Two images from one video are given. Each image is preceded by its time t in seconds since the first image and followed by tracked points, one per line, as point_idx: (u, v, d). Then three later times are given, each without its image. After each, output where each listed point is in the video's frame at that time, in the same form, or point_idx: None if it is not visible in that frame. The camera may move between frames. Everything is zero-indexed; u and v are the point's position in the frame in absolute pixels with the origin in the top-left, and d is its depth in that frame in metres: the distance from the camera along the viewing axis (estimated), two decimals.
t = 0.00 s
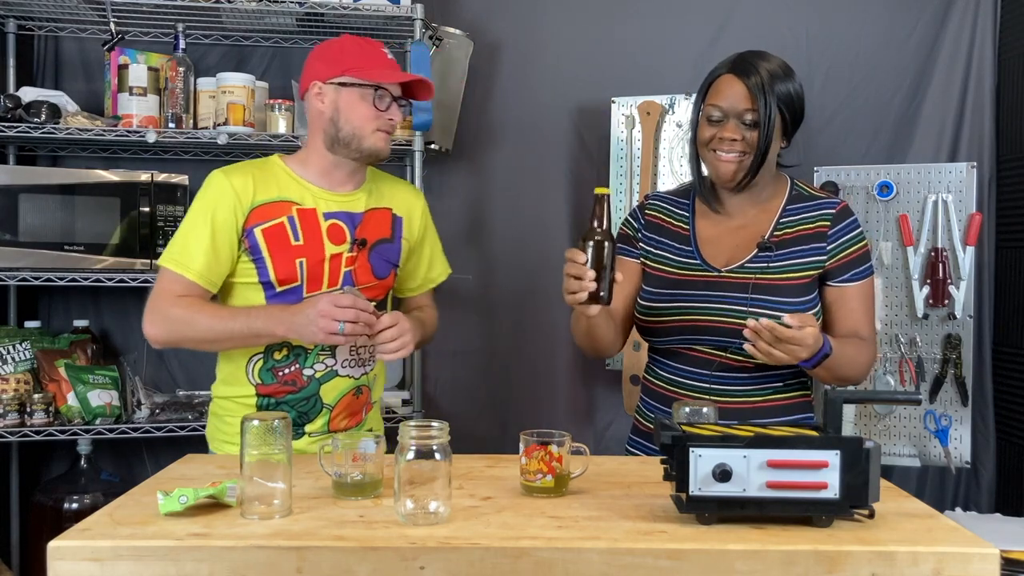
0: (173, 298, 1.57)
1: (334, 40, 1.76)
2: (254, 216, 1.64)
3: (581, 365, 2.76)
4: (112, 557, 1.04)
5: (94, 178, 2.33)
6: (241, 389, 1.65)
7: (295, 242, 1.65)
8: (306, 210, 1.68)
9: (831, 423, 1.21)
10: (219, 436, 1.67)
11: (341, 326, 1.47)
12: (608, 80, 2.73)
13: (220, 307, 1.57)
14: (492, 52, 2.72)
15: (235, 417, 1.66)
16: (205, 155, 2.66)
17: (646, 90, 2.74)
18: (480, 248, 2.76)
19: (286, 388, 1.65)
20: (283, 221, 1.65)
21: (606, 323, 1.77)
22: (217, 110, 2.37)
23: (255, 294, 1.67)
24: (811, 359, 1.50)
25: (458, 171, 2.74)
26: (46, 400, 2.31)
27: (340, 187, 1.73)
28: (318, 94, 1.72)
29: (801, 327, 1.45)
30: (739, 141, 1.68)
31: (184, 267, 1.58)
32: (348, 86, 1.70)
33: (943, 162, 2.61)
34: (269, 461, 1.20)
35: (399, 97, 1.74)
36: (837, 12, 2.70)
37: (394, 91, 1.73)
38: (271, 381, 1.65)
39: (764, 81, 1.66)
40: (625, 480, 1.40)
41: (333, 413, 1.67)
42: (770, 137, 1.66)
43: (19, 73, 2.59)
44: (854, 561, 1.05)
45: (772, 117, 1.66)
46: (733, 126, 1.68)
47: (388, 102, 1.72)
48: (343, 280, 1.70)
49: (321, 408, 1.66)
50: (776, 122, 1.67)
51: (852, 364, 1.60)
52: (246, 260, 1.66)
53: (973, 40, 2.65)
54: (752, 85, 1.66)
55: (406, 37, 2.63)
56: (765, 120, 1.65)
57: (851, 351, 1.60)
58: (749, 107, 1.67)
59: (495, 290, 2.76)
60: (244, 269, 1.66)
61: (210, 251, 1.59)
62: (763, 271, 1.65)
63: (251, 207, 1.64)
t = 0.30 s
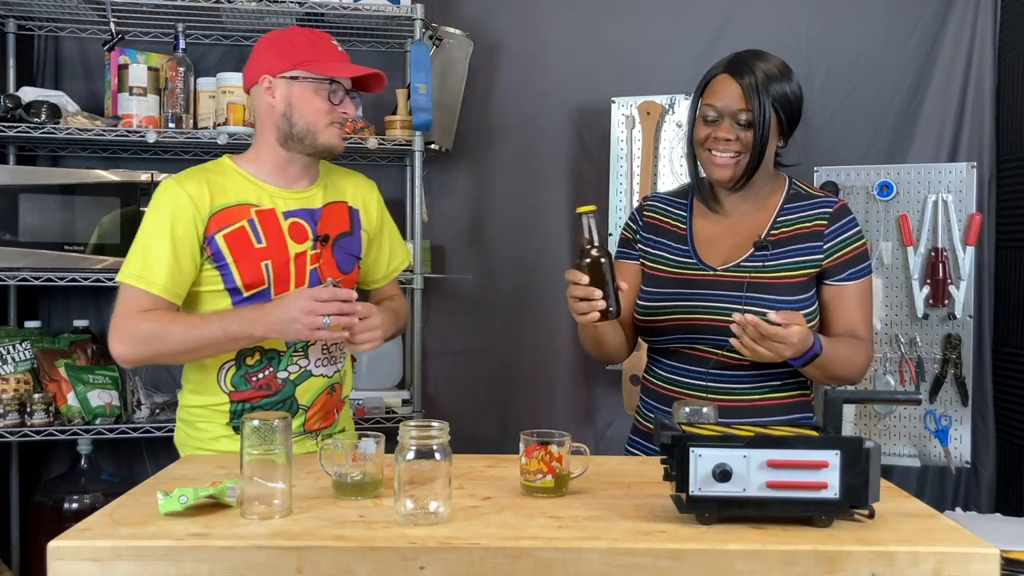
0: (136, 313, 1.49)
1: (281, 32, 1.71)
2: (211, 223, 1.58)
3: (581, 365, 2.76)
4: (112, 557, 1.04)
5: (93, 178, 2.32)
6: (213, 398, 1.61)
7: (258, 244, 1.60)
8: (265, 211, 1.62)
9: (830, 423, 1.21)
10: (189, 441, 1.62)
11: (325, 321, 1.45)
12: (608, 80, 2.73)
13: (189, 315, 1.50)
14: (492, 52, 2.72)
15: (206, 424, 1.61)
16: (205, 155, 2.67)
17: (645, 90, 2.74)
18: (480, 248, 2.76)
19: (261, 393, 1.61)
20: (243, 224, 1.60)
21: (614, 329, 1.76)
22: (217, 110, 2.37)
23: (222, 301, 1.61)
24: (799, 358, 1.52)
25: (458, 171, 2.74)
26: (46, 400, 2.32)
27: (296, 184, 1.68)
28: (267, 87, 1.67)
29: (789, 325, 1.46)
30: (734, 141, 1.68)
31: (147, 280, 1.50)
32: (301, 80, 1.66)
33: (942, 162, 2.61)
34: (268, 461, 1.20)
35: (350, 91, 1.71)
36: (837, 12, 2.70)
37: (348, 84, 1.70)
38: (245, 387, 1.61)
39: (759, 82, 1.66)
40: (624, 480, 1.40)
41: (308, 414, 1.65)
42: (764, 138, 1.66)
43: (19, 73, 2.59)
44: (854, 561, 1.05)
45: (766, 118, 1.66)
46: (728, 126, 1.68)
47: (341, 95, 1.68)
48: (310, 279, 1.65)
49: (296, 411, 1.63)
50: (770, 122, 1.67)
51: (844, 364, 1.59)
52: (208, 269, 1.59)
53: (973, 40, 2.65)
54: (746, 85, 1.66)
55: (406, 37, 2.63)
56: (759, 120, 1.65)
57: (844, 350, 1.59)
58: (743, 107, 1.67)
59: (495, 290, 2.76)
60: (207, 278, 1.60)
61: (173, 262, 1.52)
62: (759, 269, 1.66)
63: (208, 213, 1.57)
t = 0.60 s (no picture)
0: (109, 323, 1.50)
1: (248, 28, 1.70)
2: (180, 226, 1.58)
3: (582, 366, 2.76)
4: (112, 557, 1.04)
5: (94, 178, 2.33)
6: (193, 402, 1.61)
7: (228, 246, 1.60)
8: (234, 211, 1.62)
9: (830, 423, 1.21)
10: (174, 444, 1.63)
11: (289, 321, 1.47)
12: (608, 80, 2.73)
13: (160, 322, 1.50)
14: (492, 52, 2.72)
15: (188, 427, 1.61)
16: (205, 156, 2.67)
17: (645, 90, 2.74)
18: (481, 248, 2.76)
19: (240, 395, 1.61)
20: (212, 227, 1.60)
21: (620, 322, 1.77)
22: (217, 110, 2.37)
23: (194, 303, 1.61)
24: (795, 355, 1.52)
25: (459, 171, 2.74)
26: (46, 400, 2.32)
27: (265, 183, 1.68)
28: (236, 86, 1.66)
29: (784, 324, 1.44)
30: (729, 140, 1.68)
31: (116, 290, 1.51)
32: (270, 78, 1.65)
33: (942, 162, 2.61)
34: (268, 461, 1.20)
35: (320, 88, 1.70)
36: (837, 12, 2.70)
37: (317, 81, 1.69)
38: (224, 390, 1.61)
39: (753, 82, 1.66)
40: (624, 480, 1.40)
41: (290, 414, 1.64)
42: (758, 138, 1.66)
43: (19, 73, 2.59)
44: (854, 561, 1.05)
45: (760, 118, 1.65)
46: (723, 126, 1.68)
47: (310, 92, 1.68)
48: (283, 277, 1.65)
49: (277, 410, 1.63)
50: (765, 121, 1.66)
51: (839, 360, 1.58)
52: (179, 273, 1.60)
53: (973, 39, 2.65)
54: (740, 85, 1.66)
55: (406, 37, 2.63)
56: (753, 120, 1.65)
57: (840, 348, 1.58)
58: (739, 106, 1.66)
59: (495, 290, 2.76)
60: (178, 282, 1.60)
61: (142, 270, 1.52)
62: (759, 263, 1.65)
63: (176, 218, 1.57)
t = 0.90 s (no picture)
0: (94, 326, 1.50)
1: (231, 28, 1.70)
2: (164, 228, 1.58)
3: (582, 366, 2.76)
4: (111, 557, 1.04)
5: (93, 178, 2.32)
6: (184, 403, 1.61)
7: (213, 247, 1.60)
8: (218, 212, 1.62)
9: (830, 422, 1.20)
10: (167, 445, 1.64)
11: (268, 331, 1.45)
12: (608, 80, 2.73)
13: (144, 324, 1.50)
14: (491, 52, 2.72)
15: (180, 428, 1.62)
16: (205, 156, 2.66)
17: (645, 90, 2.74)
18: (481, 248, 2.76)
19: (231, 395, 1.62)
20: (196, 228, 1.60)
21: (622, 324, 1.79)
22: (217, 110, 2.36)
23: (181, 305, 1.62)
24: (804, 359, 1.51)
25: (459, 171, 2.74)
26: (46, 400, 2.32)
27: (251, 183, 1.69)
28: (222, 85, 1.66)
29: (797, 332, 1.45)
30: (721, 143, 1.67)
31: (100, 293, 1.51)
32: (256, 77, 1.65)
33: (942, 162, 2.61)
34: (268, 461, 1.20)
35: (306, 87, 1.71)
36: (837, 12, 2.70)
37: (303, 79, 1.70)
38: (215, 391, 1.61)
39: (743, 86, 1.64)
40: (624, 480, 1.40)
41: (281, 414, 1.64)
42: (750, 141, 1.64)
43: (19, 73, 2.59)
44: (854, 561, 1.05)
45: (751, 121, 1.64)
46: (716, 129, 1.67)
47: (297, 91, 1.68)
48: (270, 277, 1.65)
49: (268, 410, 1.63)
50: (754, 122, 1.64)
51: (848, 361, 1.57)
52: (165, 275, 1.60)
53: (973, 39, 2.65)
54: (730, 89, 1.65)
55: (406, 37, 2.63)
56: (744, 123, 1.63)
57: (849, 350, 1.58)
58: (729, 107, 1.65)
59: (494, 290, 2.76)
60: (164, 284, 1.61)
61: (125, 273, 1.52)
62: (768, 265, 1.66)
63: (159, 220, 1.57)
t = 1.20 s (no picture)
0: (91, 325, 1.50)
1: (230, 28, 1.70)
2: (158, 227, 1.58)
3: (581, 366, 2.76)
4: (111, 557, 1.04)
5: (94, 178, 2.33)
6: (179, 403, 1.61)
7: (206, 246, 1.60)
8: (211, 211, 1.63)
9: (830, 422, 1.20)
10: (161, 445, 1.64)
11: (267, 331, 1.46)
12: (608, 81, 2.73)
13: (140, 323, 1.50)
14: (491, 52, 2.72)
15: (174, 428, 1.62)
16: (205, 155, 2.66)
17: (645, 90, 2.74)
18: (481, 249, 2.76)
19: (225, 394, 1.61)
20: (190, 227, 1.60)
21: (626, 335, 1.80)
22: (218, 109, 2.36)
23: (176, 303, 1.62)
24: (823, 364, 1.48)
25: (459, 171, 2.74)
26: (46, 400, 2.32)
27: (244, 183, 1.68)
28: (213, 84, 1.66)
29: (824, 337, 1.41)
30: (735, 155, 1.66)
31: (95, 292, 1.51)
32: (244, 78, 1.65)
33: (943, 162, 2.61)
34: (268, 461, 1.20)
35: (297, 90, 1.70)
36: (837, 12, 2.70)
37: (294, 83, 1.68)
38: (209, 390, 1.61)
39: (760, 93, 1.62)
40: (624, 480, 1.40)
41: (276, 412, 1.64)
42: (767, 150, 1.63)
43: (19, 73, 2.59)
44: (854, 561, 1.05)
45: (767, 130, 1.62)
46: (730, 140, 1.66)
47: (287, 93, 1.67)
48: (264, 276, 1.66)
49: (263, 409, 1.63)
50: (772, 134, 1.63)
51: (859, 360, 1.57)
52: (159, 274, 1.60)
53: (973, 40, 2.65)
54: (746, 96, 1.63)
55: (406, 37, 2.63)
56: (761, 134, 1.62)
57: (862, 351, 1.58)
58: (746, 119, 1.63)
59: (495, 290, 2.76)
60: (159, 283, 1.61)
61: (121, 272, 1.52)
62: (778, 268, 1.65)
63: (153, 219, 1.58)
